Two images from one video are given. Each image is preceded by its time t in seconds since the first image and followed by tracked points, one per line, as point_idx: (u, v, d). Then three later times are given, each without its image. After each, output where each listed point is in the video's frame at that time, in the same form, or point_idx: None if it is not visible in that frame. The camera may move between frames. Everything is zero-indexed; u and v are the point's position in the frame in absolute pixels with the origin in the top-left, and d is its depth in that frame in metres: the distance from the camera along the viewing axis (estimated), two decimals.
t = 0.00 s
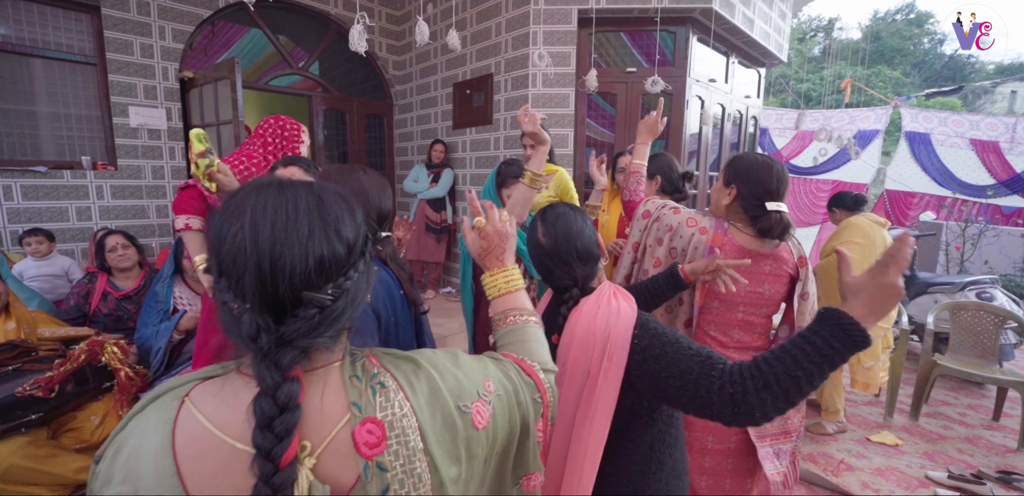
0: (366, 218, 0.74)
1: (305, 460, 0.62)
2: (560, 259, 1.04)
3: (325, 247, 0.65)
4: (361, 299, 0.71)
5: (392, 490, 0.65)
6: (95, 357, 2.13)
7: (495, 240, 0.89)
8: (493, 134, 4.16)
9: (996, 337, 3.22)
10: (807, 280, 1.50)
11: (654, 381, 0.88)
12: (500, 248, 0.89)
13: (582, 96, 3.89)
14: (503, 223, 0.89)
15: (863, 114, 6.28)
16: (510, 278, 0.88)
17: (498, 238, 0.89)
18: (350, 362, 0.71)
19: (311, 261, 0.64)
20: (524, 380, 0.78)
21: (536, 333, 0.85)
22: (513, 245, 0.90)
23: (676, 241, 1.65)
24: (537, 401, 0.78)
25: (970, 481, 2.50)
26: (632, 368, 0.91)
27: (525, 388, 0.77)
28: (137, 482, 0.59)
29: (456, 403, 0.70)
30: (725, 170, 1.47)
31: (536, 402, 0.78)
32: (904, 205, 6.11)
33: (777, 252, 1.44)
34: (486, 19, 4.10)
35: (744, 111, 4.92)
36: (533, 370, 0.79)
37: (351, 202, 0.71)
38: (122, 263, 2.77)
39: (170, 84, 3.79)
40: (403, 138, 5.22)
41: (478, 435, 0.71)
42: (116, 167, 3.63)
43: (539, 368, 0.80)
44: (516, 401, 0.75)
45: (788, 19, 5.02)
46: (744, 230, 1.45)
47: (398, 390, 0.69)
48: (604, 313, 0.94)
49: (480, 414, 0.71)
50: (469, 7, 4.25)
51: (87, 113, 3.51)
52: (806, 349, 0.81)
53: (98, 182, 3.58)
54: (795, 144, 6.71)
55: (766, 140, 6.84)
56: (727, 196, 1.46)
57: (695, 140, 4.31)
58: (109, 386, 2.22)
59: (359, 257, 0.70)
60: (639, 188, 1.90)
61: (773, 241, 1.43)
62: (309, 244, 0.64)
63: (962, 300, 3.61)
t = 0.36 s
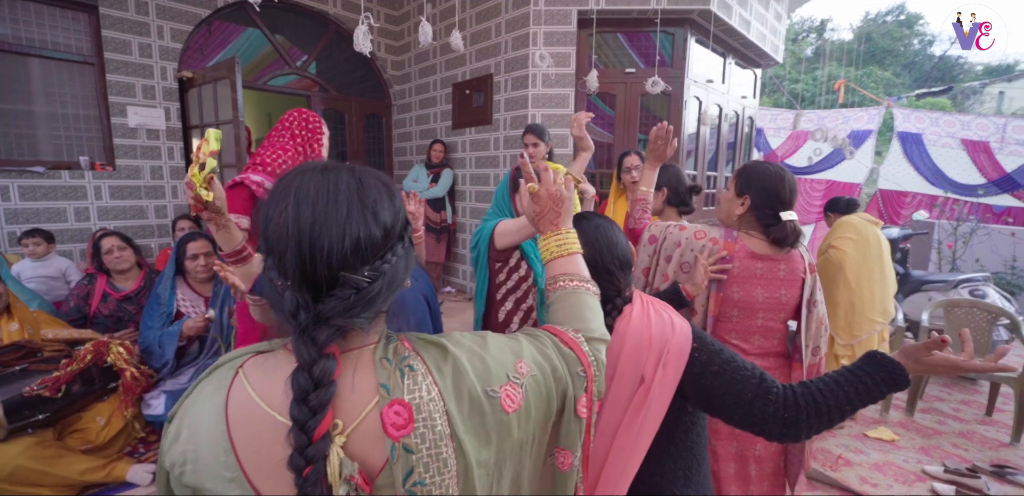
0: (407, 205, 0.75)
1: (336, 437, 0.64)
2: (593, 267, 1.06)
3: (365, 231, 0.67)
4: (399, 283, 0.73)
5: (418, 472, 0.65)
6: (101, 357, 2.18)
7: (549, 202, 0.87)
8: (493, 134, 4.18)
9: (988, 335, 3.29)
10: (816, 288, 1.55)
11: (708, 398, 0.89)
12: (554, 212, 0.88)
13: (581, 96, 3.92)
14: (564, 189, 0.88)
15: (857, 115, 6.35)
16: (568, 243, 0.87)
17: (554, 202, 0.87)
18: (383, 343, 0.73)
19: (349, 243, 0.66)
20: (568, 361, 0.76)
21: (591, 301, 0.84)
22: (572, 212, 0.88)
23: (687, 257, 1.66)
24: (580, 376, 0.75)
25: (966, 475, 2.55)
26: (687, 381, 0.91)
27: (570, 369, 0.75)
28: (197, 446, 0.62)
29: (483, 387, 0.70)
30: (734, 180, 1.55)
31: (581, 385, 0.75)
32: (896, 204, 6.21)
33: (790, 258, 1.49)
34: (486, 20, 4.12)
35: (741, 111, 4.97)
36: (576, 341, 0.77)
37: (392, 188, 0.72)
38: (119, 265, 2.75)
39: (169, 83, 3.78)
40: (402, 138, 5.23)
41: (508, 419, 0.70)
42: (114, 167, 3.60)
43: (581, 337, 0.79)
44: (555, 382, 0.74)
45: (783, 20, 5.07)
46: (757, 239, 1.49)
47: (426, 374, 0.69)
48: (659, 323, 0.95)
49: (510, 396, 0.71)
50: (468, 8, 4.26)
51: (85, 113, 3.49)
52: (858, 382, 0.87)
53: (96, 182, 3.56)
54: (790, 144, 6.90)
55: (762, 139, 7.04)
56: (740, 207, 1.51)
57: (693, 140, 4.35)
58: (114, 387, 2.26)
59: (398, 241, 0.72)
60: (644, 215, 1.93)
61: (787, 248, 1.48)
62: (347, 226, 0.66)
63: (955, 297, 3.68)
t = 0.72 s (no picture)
0: (413, 211, 0.71)
1: (336, 428, 0.67)
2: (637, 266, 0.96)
3: (349, 235, 0.66)
4: (399, 290, 0.70)
5: (416, 472, 0.65)
6: (104, 358, 2.18)
7: (589, 174, 0.83)
8: (494, 134, 4.18)
9: (989, 333, 3.31)
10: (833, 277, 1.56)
11: (755, 386, 0.91)
12: (596, 185, 0.83)
13: (582, 96, 3.92)
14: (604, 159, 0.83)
15: (856, 114, 6.48)
16: (613, 216, 0.81)
17: (593, 173, 0.83)
18: (398, 338, 0.74)
19: (331, 244, 0.67)
20: (594, 361, 0.71)
21: (636, 283, 0.78)
22: (615, 183, 0.83)
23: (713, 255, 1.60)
24: (607, 361, 0.71)
25: (966, 473, 2.57)
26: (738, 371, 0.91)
27: (592, 371, 0.71)
28: (243, 421, 0.71)
29: (491, 389, 0.68)
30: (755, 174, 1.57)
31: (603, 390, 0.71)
32: (895, 203, 6.27)
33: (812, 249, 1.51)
34: (487, 19, 4.12)
35: (741, 111, 4.99)
36: (604, 324, 0.73)
37: (390, 191, 0.70)
38: (120, 266, 2.73)
39: (170, 83, 3.77)
40: (403, 138, 5.23)
41: (519, 421, 0.67)
42: (115, 167, 3.59)
43: (609, 320, 0.74)
44: (573, 384, 0.70)
45: (783, 20, 5.09)
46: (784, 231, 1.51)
47: (431, 374, 0.68)
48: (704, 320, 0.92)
49: (521, 397, 0.68)
50: (469, 8, 4.26)
51: (86, 113, 3.48)
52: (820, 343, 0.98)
53: (97, 182, 3.55)
54: (789, 144, 7.04)
55: (762, 139, 7.18)
56: (766, 204, 1.52)
57: (694, 140, 4.36)
58: (118, 387, 2.25)
59: (394, 247, 0.69)
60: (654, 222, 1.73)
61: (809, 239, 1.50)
62: (332, 229, 0.67)
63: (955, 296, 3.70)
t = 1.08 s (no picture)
0: (369, 239, 0.68)
1: (308, 430, 0.68)
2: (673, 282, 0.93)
3: (300, 246, 0.71)
4: (339, 318, 0.69)
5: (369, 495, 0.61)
6: (109, 358, 2.18)
7: (655, 213, 0.74)
8: (496, 134, 4.17)
9: (992, 333, 3.31)
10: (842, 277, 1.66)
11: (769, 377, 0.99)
12: (657, 226, 0.73)
13: (585, 95, 3.92)
14: (675, 204, 0.74)
15: (858, 113, 6.49)
16: (660, 266, 0.72)
17: (660, 214, 0.74)
18: (385, 352, 0.73)
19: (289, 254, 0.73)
20: (579, 414, 0.63)
21: (665, 349, 0.68)
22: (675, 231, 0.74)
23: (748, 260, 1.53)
24: (601, 436, 0.62)
25: (971, 473, 2.57)
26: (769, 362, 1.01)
27: (569, 420, 0.62)
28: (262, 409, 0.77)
29: (456, 423, 0.61)
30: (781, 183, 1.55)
31: (583, 450, 0.63)
32: (897, 203, 6.28)
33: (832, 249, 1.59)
34: (489, 19, 4.11)
35: (743, 110, 4.98)
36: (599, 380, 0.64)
37: (353, 209, 0.70)
38: (122, 266, 2.72)
39: (172, 83, 3.75)
40: (404, 138, 5.22)
41: (485, 467, 0.61)
42: (116, 167, 3.58)
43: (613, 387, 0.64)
44: (551, 440, 0.62)
45: (785, 19, 5.08)
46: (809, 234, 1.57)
47: (399, 393, 0.64)
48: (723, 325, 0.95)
49: (489, 441, 0.61)
50: (471, 7, 4.26)
51: (87, 112, 3.46)
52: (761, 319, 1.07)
53: (98, 182, 3.54)
54: (790, 143, 7.08)
55: (763, 139, 7.24)
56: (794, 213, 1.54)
57: (697, 139, 4.36)
58: (122, 387, 2.25)
59: (336, 269, 0.70)
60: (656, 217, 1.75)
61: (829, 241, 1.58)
62: (293, 240, 0.73)
63: (959, 295, 3.69)
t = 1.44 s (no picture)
0: (350, 259, 0.72)
1: (295, 442, 0.74)
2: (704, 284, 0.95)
3: (293, 260, 0.78)
4: (319, 332, 0.73)
5: None
6: (112, 362, 2.18)
7: (689, 215, 0.65)
8: (497, 133, 4.17)
9: (996, 328, 3.30)
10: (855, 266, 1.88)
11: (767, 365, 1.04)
12: (695, 235, 0.65)
13: (586, 94, 3.91)
14: (719, 204, 0.63)
15: (858, 110, 6.50)
16: (699, 285, 0.62)
17: (698, 221, 0.64)
18: (371, 369, 0.75)
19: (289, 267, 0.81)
20: (533, 453, 0.57)
21: (677, 394, 0.57)
22: (720, 239, 0.63)
23: (783, 249, 1.72)
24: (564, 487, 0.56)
25: (978, 469, 2.57)
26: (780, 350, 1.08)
27: (523, 454, 0.57)
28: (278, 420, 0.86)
29: (406, 452, 0.60)
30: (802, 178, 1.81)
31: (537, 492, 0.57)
32: (898, 199, 6.26)
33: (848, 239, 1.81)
34: (489, 18, 4.10)
35: (744, 108, 4.98)
36: (576, 417, 0.58)
37: (341, 227, 0.74)
38: (124, 270, 2.73)
39: (172, 86, 3.75)
40: (405, 139, 5.22)
41: None
42: (117, 170, 3.58)
43: (593, 431, 0.57)
44: (500, 481, 0.57)
45: (785, 16, 5.07)
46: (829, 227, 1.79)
47: (368, 415, 0.66)
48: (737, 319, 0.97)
49: (436, 475, 0.59)
50: (471, 7, 4.25)
51: (87, 116, 3.46)
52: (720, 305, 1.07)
53: (100, 186, 3.53)
54: (791, 140, 7.08)
55: (764, 136, 7.24)
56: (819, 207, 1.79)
57: (699, 137, 4.35)
58: (126, 392, 2.23)
59: (318, 286, 0.75)
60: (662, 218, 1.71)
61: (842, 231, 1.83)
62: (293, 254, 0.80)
63: (962, 291, 3.69)
